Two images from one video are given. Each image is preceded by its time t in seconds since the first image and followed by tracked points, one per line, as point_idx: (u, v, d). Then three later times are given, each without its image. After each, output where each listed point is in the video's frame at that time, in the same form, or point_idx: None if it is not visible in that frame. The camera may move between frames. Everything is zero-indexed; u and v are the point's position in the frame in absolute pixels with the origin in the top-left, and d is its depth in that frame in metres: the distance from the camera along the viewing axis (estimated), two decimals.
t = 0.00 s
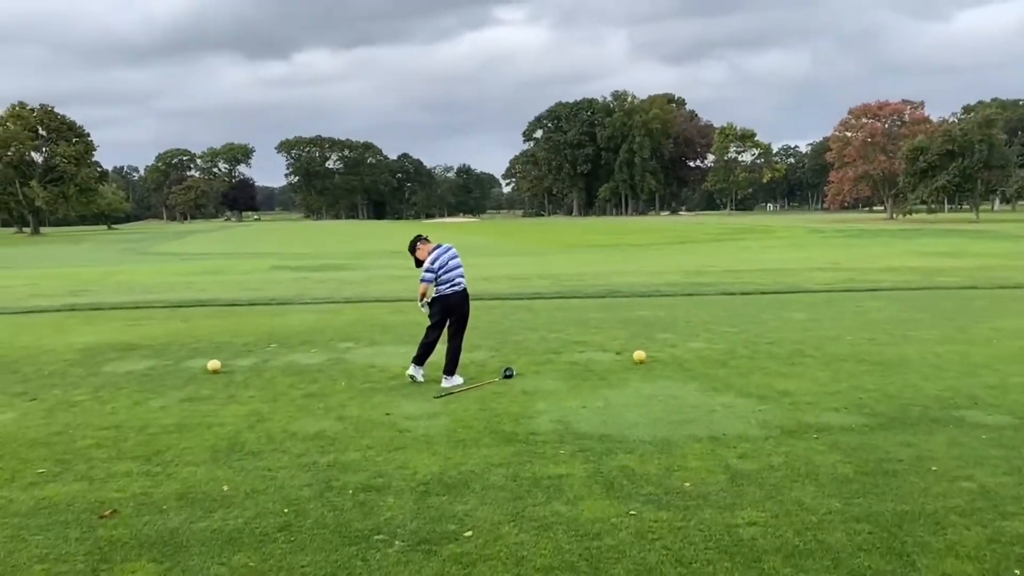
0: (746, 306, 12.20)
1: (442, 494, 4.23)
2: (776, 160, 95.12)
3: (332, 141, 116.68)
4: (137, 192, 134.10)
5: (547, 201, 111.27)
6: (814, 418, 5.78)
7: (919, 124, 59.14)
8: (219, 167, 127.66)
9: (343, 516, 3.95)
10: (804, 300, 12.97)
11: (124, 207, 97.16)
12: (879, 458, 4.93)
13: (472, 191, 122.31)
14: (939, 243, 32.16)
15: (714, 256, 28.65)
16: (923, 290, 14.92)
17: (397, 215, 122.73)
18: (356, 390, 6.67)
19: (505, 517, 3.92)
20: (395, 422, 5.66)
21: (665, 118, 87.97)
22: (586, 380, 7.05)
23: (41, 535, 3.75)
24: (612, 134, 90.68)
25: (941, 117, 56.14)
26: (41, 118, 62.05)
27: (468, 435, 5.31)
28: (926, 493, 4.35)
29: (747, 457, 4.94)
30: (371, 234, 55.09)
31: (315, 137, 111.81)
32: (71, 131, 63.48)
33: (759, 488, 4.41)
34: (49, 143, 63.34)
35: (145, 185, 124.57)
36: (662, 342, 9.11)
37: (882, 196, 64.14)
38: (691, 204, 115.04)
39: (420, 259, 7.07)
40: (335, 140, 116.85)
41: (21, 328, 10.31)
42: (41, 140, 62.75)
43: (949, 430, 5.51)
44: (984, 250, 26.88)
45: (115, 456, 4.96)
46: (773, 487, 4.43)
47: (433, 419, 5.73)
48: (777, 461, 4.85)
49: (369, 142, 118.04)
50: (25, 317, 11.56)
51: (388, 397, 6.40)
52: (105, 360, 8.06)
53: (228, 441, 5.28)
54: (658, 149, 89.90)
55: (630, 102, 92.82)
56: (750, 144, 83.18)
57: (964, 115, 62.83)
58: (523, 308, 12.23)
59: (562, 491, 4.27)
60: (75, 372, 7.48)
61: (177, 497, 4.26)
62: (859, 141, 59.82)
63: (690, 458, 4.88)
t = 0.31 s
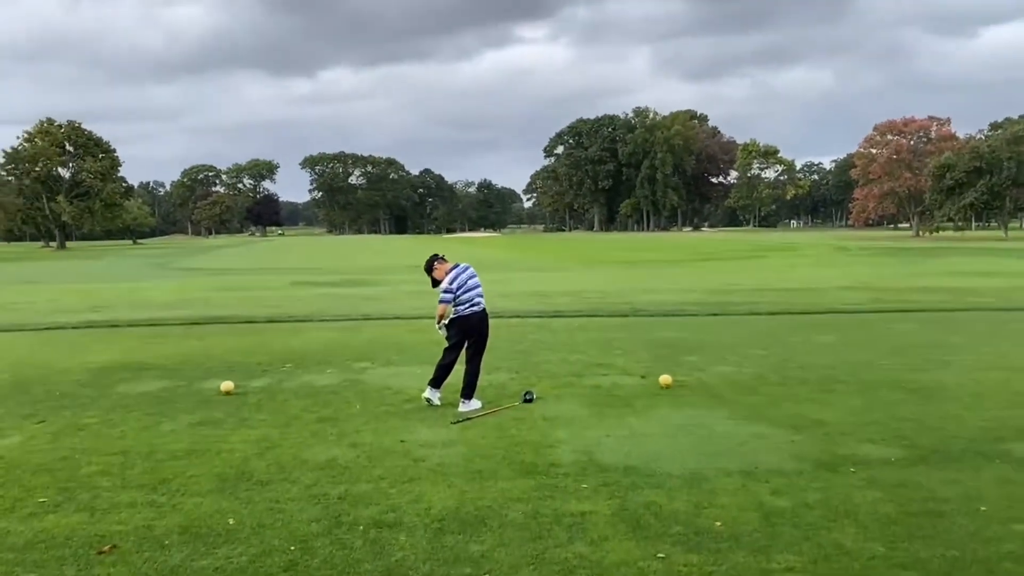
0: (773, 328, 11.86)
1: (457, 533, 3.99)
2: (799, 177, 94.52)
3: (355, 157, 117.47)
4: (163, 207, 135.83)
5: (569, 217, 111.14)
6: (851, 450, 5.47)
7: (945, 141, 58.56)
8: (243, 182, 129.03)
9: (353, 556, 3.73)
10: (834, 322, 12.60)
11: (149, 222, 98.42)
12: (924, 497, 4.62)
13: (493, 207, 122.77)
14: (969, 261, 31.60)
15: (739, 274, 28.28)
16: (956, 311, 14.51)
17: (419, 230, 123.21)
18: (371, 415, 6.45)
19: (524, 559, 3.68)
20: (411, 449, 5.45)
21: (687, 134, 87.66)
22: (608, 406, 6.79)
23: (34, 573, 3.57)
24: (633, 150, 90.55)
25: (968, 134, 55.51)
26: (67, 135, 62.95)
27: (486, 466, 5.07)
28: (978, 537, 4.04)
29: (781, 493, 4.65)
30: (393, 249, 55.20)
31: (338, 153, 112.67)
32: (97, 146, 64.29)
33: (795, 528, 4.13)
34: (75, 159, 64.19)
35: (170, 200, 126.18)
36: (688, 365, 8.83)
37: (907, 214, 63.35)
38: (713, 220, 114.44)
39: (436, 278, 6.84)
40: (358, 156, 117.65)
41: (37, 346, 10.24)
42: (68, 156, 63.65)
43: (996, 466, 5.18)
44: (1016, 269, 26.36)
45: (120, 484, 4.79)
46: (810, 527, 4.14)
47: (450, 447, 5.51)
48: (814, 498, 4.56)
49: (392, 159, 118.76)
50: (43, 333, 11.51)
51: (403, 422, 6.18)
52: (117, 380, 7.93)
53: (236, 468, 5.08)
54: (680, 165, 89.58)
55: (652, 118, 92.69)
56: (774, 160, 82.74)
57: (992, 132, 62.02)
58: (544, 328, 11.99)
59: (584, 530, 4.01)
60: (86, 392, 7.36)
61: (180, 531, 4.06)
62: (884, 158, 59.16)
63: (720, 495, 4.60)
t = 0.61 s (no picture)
0: (789, 343, 11.61)
1: (463, 564, 3.81)
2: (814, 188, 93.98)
3: (368, 168, 117.85)
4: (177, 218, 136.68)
5: (582, 228, 110.99)
6: (872, 475, 5.25)
7: (962, 151, 58.08)
8: (257, 193, 129.73)
9: None
10: (851, 336, 12.33)
11: (163, 233, 99.10)
12: (954, 527, 4.39)
13: (505, 218, 122.87)
14: (987, 273, 31.17)
15: (753, 286, 28.00)
16: (976, 325, 14.19)
17: (432, 241, 123.30)
18: (376, 434, 6.28)
19: None
20: (417, 472, 5.27)
21: (701, 145, 87.41)
22: (620, 425, 6.59)
23: None
24: (646, 161, 90.36)
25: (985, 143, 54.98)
26: (83, 147, 63.51)
27: (493, 491, 4.88)
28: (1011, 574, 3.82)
29: (801, 521, 4.44)
30: (405, 260, 55.18)
31: (352, 165, 113.17)
32: (113, 158, 64.70)
33: (816, 562, 3.92)
34: (91, 170, 64.74)
35: (185, 211, 127.04)
36: (702, 381, 8.61)
37: (924, 225, 62.74)
38: (727, 231, 113.90)
39: (445, 297, 6.67)
40: (371, 168, 118.00)
41: (42, 360, 10.13)
42: (84, 167, 64.21)
43: None
44: None
45: (114, 509, 4.63)
46: (833, 561, 3.93)
47: (456, 470, 5.32)
48: (836, 528, 4.35)
49: (405, 170, 119.12)
50: (49, 347, 11.41)
51: (409, 443, 6.00)
52: (121, 397, 7.79)
53: (236, 492, 4.92)
54: (694, 176, 89.25)
55: (665, 129, 92.51)
56: (788, 171, 82.35)
57: (1009, 142, 61.42)
58: (555, 342, 11.80)
59: (595, 565, 3.81)
60: (87, 409, 7.23)
61: (173, 562, 3.89)
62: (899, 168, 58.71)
63: (738, 523, 4.40)
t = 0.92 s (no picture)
0: (800, 352, 11.37)
1: None
2: (823, 195, 93.51)
3: (378, 177, 118.06)
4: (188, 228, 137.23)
5: (591, 236, 110.78)
6: (889, 493, 5.02)
7: (973, 158, 57.61)
8: (266, 203, 130.17)
9: None
10: (864, 346, 12.06)
11: (173, 242, 99.53)
12: (976, 549, 4.16)
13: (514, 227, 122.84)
14: (1000, 280, 30.77)
15: (763, 294, 27.73)
16: (991, 334, 13.90)
17: (441, 250, 123.31)
18: (374, 448, 6.09)
19: None
20: (415, 489, 5.09)
21: (710, 153, 87.13)
22: (626, 440, 6.38)
23: None
24: (655, 169, 90.15)
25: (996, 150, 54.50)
26: (94, 156, 63.86)
27: (492, 509, 4.68)
28: None
29: (815, 542, 4.22)
30: (413, 268, 55.12)
31: (361, 174, 113.41)
32: (123, 168, 65.09)
33: None
34: (102, 179, 65.10)
35: (195, 220, 127.58)
36: (711, 393, 8.38)
37: (935, 232, 62.18)
38: (736, 239, 113.45)
39: (445, 306, 6.48)
40: (381, 176, 118.16)
41: (40, 370, 9.97)
42: (95, 177, 64.55)
43: None
44: None
45: (98, 527, 4.45)
46: None
47: (456, 487, 5.12)
48: (851, 549, 4.14)
49: (414, 178, 119.26)
50: (49, 357, 11.26)
51: (407, 458, 5.81)
52: (116, 409, 7.62)
53: (226, 509, 4.74)
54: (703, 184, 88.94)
55: (674, 137, 92.35)
56: (797, 179, 81.93)
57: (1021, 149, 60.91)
58: (561, 352, 11.59)
59: None
60: (80, 422, 7.04)
61: None
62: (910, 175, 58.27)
63: (748, 545, 4.19)
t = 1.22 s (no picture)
0: (806, 360, 11.13)
1: None
2: (830, 200, 93.18)
3: (383, 183, 118.10)
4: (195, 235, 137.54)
5: (597, 241, 110.57)
6: (901, 510, 4.80)
7: (981, 162, 57.29)
8: (273, 209, 130.39)
9: None
10: (873, 353, 11.82)
11: (180, 248, 99.61)
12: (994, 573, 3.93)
13: (521, 232, 123.15)
14: (1010, 285, 30.45)
15: (770, 299, 27.51)
16: (1002, 340, 13.63)
17: (447, 255, 123.28)
18: (366, 463, 5.89)
19: None
20: (404, 506, 4.88)
21: (716, 157, 86.85)
22: (627, 453, 6.16)
23: None
24: (661, 174, 89.98)
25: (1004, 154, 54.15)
26: (100, 163, 63.99)
27: (483, 528, 4.47)
28: None
29: (823, 566, 3.99)
30: (420, 274, 55.02)
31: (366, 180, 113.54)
32: (129, 175, 65.15)
33: None
34: (107, 186, 65.22)
35: (202, 226, 127.78)
36: (715, 403, 8.15)
37: (943, 237, 61.84)
38: (743, 244, 113.17)
39: (437, 314, 6.28)
40: (387, 182, 118.25)
41: (32, 380, 9.80)
42: (100, 184, 64.69)
43: None
44: None
45: (72, 548, 4.26)
46: None
47: (448, 504, 4.92)
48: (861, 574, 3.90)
49: (420, 184, 119.31)
50: (43, 366, 11.09)
51: (398, 472, 5.61)
52: (104, 420, 7.42)
53: (207, 527, 4.54)
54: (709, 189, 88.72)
55: (680, 143, 92.22)
56: (804, 183, 81.57)
57: None
58: (563, 359, 11.36)
59: None
60: (66, 434, 6.85)
61: None
62: (917, 180, 57.89)
63: (752, 567, 3.97)
